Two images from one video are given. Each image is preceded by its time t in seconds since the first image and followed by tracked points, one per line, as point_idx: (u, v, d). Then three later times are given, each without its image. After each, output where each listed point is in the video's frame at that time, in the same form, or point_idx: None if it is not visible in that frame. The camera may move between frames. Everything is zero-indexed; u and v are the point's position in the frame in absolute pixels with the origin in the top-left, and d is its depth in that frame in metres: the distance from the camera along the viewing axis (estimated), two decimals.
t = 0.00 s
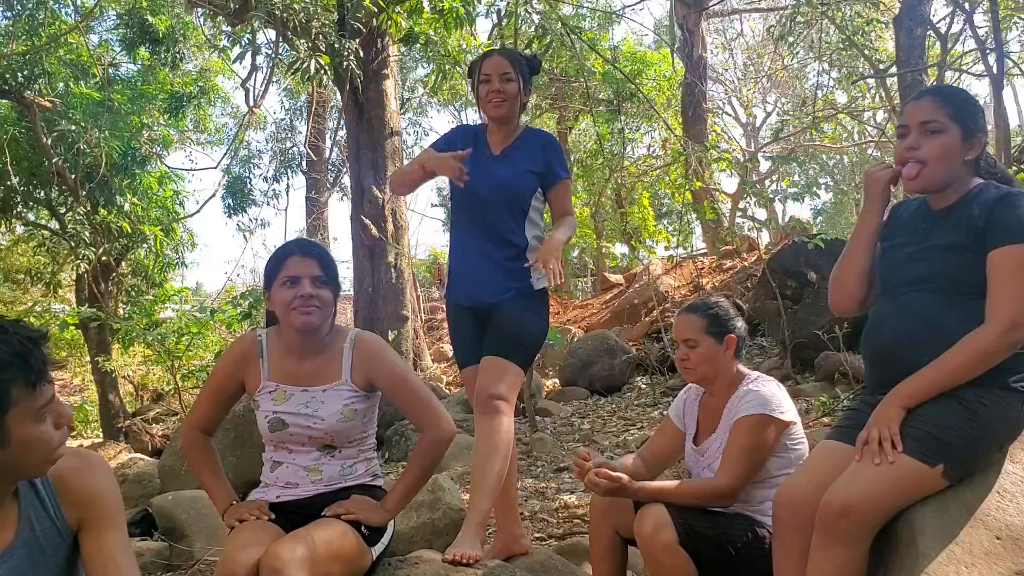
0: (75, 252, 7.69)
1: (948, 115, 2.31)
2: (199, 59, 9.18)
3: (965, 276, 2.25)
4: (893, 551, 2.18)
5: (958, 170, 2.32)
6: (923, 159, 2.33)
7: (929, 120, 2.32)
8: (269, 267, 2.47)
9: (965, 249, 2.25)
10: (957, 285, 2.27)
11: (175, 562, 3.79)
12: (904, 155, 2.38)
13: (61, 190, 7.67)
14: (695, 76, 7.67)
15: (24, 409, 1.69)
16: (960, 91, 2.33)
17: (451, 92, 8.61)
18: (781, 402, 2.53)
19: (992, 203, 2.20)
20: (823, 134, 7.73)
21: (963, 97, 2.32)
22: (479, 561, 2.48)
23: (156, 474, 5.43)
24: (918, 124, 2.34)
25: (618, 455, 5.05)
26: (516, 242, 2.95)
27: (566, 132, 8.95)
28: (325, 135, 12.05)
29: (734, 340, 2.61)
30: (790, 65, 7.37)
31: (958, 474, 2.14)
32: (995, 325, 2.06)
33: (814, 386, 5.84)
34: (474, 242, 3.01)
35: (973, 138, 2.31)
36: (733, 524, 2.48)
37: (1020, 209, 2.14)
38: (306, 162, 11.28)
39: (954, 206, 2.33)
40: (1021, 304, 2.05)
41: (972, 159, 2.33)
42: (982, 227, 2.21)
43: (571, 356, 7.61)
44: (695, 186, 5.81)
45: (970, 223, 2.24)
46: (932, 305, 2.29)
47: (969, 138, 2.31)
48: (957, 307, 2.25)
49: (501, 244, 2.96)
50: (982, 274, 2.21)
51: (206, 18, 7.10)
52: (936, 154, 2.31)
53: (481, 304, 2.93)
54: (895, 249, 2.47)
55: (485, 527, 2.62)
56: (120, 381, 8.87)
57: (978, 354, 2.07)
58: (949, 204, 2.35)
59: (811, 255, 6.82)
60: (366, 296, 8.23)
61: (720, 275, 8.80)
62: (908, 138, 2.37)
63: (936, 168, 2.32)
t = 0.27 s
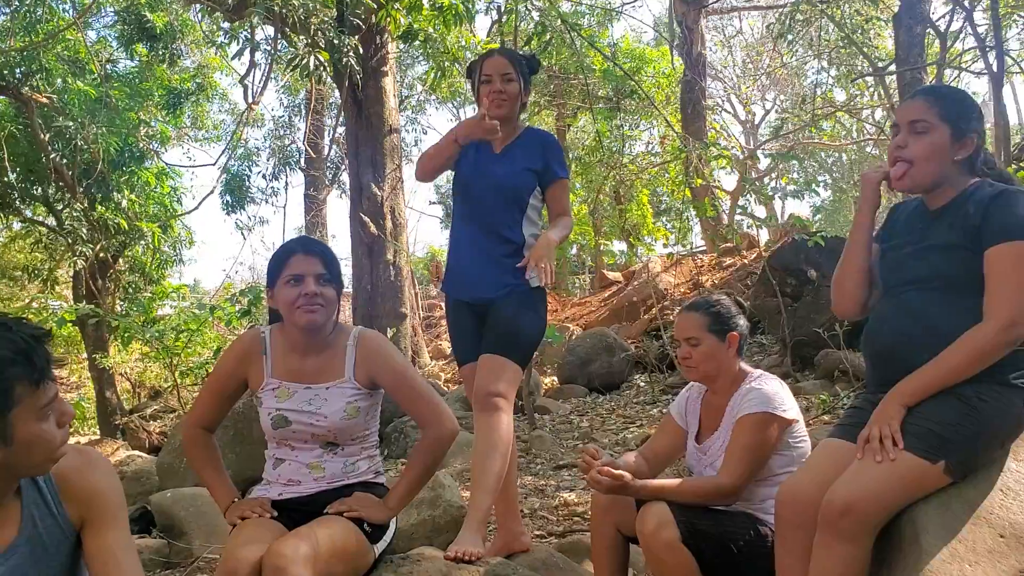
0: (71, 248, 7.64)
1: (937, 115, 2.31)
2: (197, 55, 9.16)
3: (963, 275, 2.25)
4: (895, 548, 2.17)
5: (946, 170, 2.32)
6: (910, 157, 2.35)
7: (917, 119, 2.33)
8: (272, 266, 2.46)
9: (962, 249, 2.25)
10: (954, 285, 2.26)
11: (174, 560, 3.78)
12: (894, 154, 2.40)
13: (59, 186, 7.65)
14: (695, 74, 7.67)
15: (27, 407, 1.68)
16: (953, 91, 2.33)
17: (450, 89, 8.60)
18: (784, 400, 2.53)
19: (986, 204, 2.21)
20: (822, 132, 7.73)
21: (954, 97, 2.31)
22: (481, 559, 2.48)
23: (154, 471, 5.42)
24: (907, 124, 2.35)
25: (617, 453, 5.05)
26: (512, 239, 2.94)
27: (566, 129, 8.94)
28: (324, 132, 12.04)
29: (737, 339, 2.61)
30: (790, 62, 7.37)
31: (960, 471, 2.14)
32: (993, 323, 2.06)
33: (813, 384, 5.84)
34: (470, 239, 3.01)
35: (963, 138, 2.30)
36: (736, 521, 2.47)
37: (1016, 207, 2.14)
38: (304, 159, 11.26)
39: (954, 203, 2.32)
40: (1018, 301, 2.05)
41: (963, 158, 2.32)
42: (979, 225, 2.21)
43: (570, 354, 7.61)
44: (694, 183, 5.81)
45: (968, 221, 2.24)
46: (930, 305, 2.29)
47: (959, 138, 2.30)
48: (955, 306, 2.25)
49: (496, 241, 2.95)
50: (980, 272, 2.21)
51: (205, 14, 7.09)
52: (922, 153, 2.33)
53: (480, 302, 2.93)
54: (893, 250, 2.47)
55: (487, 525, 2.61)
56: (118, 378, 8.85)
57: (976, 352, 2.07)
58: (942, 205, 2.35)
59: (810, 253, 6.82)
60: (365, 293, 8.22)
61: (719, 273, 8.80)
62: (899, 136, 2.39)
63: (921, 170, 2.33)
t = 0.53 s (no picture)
0: (71, 245, 7.62)
1: (921, 112, 2.33)
2: (197, 52, 9.15)
3: (959, 272, 2.24)
4: (896, 545, 2.17)
5: (929, 167, 2.33)
6: (893, 154, 2.38)
7: (902, 117, 2.36)
8: (273, 262, 2.47)
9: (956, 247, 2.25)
10: (950, 282, 2.26)
11: (173, 556, 3.78)
12: (882, 151, 2.43)
13: (58, 183, 7.65)
14: (695, 72, 7.66)
15: (25, 400, 1.68)
16: (941, 90, 2.34)
17: (450, 86, 8.59)
18: (786, 398, 2.53)
19: (976, 201, 2.20)
20: (822, 130, 7.73)
21: (941, 96, 2.33)
22: (483, 555, 2.48)
23: (154, 467, 5.43)
24: (893, 121, 2.39)
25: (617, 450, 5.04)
26: (516, 236, 2.93)
27: (566, 127, 8.94)
28: (324, 129, 12.03)
29: (739, 336, 2.61)
30: (791, 60, 7.36)
31: (960, 468, 2.13)
32: (987, 321, 2.06)
33: (813, 382, 5.84)
34: (471, 235, 3.00)
35: (947, 136, 2.31)
36: (737, 519, 2.47)
37: (1009, 203, 2.13)
38: (304, 156, 11.26)
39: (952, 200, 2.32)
40: (1012, 299, 2.04)
41: (949, 156, 2.32)
42: (971, 222, 2.20)
43: (570, 351, 7.60)
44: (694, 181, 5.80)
45: (959, 218, 2.23)
46: (928, 303, 2.28)
47: (943, 135, 2.31)
48: (951, 304, 2.25)
49: (499, 238, 2.95)
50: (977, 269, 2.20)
51: (205, 10, 7.09)
52: (903, 150, 2.35)
53: (480, 298, 2.93)
54: (892, 249, 2.46)
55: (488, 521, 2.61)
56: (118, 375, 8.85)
57: (968, 351, 2.08)
58: (935, 203, 2.35)
59: (811, 251, 6.82)
60: (365, 290, 8.21)
61: (719, 271, 8.80)
62: (887, 134, 2.42)
63: (904, 171, 2.37)
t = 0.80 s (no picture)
0: (70, 240, 7.59)
1: (914, 109, 2.33)
2: (196, 48, 9.13)
3: (952, 267, 2.23)
4: (891, 541, 2.17)
5: (922, 163, 2.33)
6: (886, 150, 2.38)
7: (896, 113, 2.36)
8: (269, 258, 2.46)
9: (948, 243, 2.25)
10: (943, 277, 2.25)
11: (171, 552, 3.79)
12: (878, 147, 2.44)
13: (57, 178, 7.64)
14: (694, 68, 7.65)
15: (16, 397, 1.67)
16: (936, 86, 2.33)
17: (449, 82, 8.58)
18: (784, 395, 2.52)
19: (968, 195, 2.19)
20: (822, 126, 7.72)
21: (935, 92, 2.32)
22: (479, 551, 2.47)
23: (152, 463, 5.42)
24: (887, 118, 2.39)
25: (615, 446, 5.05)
26: (517, 230, 2.93)
27: (565, 123, 8.93)
28: (322, 125, 12.01)
29: (729, 333, 2.58)
30: (790, 57, 7.35)
31: (952, 463, 2.14)
32: (976, 316, 2.05)
33: (811, 378, 5.85)
34: (469, 229, 3.00)
35: (939, 132, 2.30)
36: (735, 515, 2.47)
37: (1001, 199, 2.11)
38: (303, 152, 11.24)
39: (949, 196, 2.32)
40: (1003, 295, 2.04)
41: (942, 152, 2.31)
42: (963, 216, 2.19)
43: (568, 348, 7.60)
44: (693, 177, 5.80)
45: (952, 212, 2.23)
46: (924, 298, 2.28)
47: (935, 131, 2.30)
48: (946, 299, 2.24)
49: (501, 232, 2.94)
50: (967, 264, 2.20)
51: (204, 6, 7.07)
52: (896, 146, 2.36)
53: (479, 294, 2.92)
54: (888, 243, 2.46)
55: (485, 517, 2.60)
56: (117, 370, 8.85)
57: (961, 345, 2.07)
58: (932, 200, 2.34)
59: (809, 247, 6.82)
60: (364, 287, 8.20)
61: (718, 267, 8.80)
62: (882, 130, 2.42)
63: (896, 167, 2.37)
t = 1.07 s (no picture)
0: (70, 236, 7.60)
1: (907, 101, 2.32)
2: (196, 43, 9.14)
3: (946, 263, 2.23)
4: (884, 535, 2.18)
5: (914, 155, 2.34)
6: (881, 141, 2.39)
7: (891, 104, 2.36)
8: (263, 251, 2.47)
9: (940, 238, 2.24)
10: (937, 273, 2.24)
11: (170, 545, 3.81)
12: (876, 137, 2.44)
13: (57, 174, 7.64)
14: (693, 64, 7.66)
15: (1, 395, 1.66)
16: (932, 77, 2.32)
17: (449, 78, 8.58)
18: (778, 389, 2.53)
19: (964, 190, 2.19)
20: (821, 123, 7.72)
21: (929, 83, 2.31)
22: (474, 544, 2.47)
23: (151, 457, 5.43)
24: (884, 108, 2.39)
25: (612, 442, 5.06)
26: (518, 223, 2.94)
27: (564, 119, 8.93)
28: (322, 120, 12.01)
29: (709, 330, 2.58)
30: (790, 53, 7.35)
31: (941, 456, 2.15)
32: (968, 315, 2.06)
33: (809, 374, 5.86)
34: (468, 223, 3.00)
35: (929, 125, 2.30)
36: (728, 508, 2.49)
37: (997, 197, 2.11)
38: (303, 148, 11.25)
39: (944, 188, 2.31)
40: (993, 294, 2.04)
41: (934, 144, 2.31)
42: (957, 210, 2.19)
43: (567, 343, 7.61)
44: (692, 173, 5.80)
45: (947, 207, 2.23)
46: (919, 290, 2.28)
47: (925, 124, 2.30)
48: (940, 293, 2.24)
49: (498, 226, 2.94)
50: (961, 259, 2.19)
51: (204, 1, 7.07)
52: (889, 137, 2.36)
53: (480, 288, 2.94)
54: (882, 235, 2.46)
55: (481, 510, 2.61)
56: (116, 365, 8.86)
57: (953, 343, 2.08)
58: (927, 192, 2.35)
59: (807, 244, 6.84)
60: (363, 282, 8.21)
61: (716, 264, 8.81)
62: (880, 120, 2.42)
63: (888, 159, 2.38)
